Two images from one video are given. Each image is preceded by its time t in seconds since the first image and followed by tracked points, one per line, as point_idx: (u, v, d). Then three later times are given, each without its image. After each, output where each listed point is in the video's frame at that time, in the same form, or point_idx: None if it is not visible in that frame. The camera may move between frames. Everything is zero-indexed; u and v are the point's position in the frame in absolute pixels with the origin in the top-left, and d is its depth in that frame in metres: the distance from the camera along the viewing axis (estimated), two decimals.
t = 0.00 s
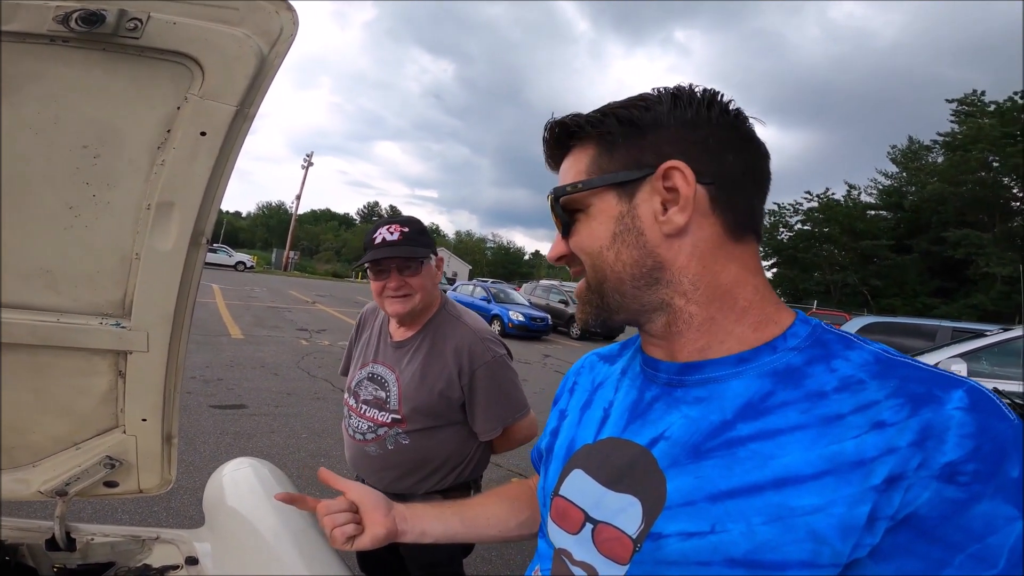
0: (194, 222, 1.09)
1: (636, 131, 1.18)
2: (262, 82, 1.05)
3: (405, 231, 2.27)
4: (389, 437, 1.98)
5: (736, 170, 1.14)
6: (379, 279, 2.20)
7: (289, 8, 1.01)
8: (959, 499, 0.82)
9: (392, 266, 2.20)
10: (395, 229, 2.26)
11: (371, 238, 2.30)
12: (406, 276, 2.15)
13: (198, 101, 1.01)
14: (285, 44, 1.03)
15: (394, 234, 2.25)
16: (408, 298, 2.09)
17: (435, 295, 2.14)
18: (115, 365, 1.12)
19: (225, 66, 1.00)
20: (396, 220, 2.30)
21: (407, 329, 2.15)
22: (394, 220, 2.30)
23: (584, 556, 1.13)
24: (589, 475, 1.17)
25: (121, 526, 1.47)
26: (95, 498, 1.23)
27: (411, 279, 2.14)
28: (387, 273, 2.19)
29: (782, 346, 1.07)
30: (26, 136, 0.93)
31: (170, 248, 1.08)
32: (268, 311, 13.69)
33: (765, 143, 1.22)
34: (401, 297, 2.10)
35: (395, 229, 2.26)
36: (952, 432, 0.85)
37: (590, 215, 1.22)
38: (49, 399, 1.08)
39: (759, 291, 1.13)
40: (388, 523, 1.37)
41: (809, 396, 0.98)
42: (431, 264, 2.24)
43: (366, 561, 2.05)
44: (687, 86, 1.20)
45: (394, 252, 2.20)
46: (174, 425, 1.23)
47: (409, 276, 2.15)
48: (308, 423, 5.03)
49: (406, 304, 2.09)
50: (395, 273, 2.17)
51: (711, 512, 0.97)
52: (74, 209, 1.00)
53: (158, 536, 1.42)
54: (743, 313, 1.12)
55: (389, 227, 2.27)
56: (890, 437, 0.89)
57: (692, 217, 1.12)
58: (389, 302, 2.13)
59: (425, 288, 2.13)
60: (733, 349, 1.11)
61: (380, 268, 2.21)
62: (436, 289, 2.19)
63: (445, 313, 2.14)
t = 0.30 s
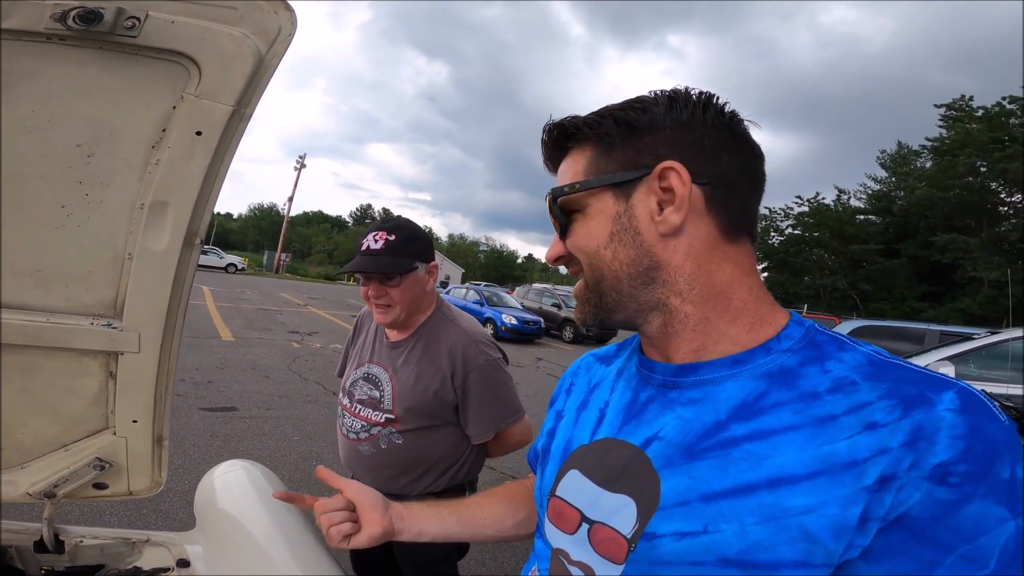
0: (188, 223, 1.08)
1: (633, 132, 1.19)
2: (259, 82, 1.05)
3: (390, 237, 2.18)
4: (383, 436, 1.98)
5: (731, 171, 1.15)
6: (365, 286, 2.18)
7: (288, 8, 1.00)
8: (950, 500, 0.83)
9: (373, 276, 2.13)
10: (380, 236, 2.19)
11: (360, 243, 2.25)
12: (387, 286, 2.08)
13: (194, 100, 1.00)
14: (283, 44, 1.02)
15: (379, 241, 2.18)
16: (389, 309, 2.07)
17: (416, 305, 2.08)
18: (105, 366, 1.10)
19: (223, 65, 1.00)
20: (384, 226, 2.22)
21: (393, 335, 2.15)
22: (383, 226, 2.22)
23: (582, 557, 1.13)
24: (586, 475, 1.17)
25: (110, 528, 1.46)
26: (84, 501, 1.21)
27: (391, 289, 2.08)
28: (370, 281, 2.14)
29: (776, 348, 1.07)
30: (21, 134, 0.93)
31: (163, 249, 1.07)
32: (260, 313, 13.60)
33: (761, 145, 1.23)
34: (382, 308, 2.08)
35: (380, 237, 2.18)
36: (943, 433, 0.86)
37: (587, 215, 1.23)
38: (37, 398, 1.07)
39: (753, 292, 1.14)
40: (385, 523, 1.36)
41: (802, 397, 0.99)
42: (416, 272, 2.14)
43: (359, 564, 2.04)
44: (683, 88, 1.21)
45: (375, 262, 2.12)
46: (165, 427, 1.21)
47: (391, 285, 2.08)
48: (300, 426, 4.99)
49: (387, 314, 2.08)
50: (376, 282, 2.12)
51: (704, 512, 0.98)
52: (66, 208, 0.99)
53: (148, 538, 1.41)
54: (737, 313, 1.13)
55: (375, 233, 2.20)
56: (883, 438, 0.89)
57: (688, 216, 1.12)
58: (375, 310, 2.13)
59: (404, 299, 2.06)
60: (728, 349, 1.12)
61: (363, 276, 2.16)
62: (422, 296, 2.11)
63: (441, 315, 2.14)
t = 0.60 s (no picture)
0: (180, 219, 1.06)
1: (641, 129, 1.18)
2: (255, 77, 1.03)
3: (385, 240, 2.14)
4: (381, 437, 1.96)
5: (739, 170, 1.15)
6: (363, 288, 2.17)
7: (286, 3, 1.00)
8: (955, 500, 0.83)
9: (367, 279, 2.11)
10: (375, 239, 2.17)
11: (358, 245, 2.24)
12: (381, 289, 2.06)
13: (189, 94, 0.99)
14: (281, 39, 1.02)
15: (373, 244, 2.15)
16: (383, 312, 2.06)
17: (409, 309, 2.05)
18: (95, 364, 1.09)
19: (219, 59, 0.98)
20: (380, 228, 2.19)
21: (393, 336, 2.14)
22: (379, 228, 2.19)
23: (581, 556, 1.12)
24: (586, 473, 1.16)
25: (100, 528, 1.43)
26: (72, 501, 1.19)
27: (385, 292, 2.06)
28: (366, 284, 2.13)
29: (779, 347, 1.07)
30: (9, 128, 0.90)
31: (156, 244, 1.05)
32: (251, 310, 13.50)
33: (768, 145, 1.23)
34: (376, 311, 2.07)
35: (374, 239, 2.15)
36: (948, 433, 0.86)
37: (593, 212, 1.22)
38: (25, 396, 1.04)
39: (758, 292, 1.14)
40: (382, 523, 1.35)
41: (806, 395, 0.99)
42: (411, 274, 2.10)
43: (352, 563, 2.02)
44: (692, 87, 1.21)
45: (369, 265, 2.10)
46: (155, 425, 1.20)
47: (385, 289, 2.06)
48: (291, 424, 4.96)
49: (382, 316, 2.07)
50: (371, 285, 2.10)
51: (707, 511, 0.98)
52: (56, 203, 0.96)
53: (139, 538, 1.39)
54: (742, 313, 1.13)
55: (370, 235, 2.18)
56: (887, 437, 0.89)
57: (697, 216, 1.12)
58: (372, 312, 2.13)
59: (397, 303, 2.04)
60: (732, 348, 1.12)
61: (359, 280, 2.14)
62: (417, 299, 2.07)
63: (442, 316, 2.12)
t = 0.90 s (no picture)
0: (176, 221, 1.06)
1: (661, 124, 1.17)
2: (250, 76, 1.04)
3: (383, 243, 2.15)
4: (388, 436, 1.97)
5: (754, 167, 1.18)
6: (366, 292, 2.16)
7: (280, 2, 1.00)
8: (959, 498, 0.83)
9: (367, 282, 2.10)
10: (374, 242, 2.17)
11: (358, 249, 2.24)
12: (381, 291, 2.05)
13: (184, 95, 0.99)
14: (276, 38, 1.02)
15: (372, 247, 2.16)
16: (388, 313, 2.07)
17: (411, 308, 2.05)
18: (94, 365, 1.09)
19: (214, 59, 0.99)
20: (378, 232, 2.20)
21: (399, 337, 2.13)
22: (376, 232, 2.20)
23: (581, 554, 1.13)
24: (586, 471, 1.17)
25: (102, 528, 1.44)
26: (73, 501, 1.19)
27: (386, 294, 2.05)
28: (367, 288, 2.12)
29: (782, 347, 1.08)
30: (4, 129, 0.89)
31: (153, 245, 1.06)
32: (251, 310, 13.51)
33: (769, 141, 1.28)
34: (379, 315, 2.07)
35: (373, 242, 2.16)
36: (951, 431, 0.86)
37: (616, 212, 1.17)
38: (22, 397, 1.04)
39: (763, 293, 1.17)
40: (380, 509, 1.36)
41: (809, 394, 0.99)
42: (410, 274, 2.09)
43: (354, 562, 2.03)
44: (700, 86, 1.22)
45: (369, 268, 2.10)
46: (154, 427, 1.20)
47: (385, 291, 2.05)
48: (291, 424, 4.97)
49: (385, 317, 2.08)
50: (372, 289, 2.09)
51: (711, 509, 0.98)
52: (52, 204, 0.95)
53: (140, 538, 1.39)
54: (750, 313, 1.14)
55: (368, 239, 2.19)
56: (891, 436, 0.90)
57: (727, 215, 1.12)
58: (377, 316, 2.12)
59: (399, 304, 2.04)
60: (739, 349, 1.13)
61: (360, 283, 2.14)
62: (420, 299, 2.07)
63: (446, 315, 2.12)
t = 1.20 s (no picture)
0: (172, 233, 1.07)
1: (651, 129, 1.17)
2: (237, 88, 1.04)
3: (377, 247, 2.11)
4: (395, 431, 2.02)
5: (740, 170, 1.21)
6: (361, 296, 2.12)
7: (263, 12, 1.01)
8: (943, 501, 0.84)
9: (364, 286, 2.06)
10: (368, 247, 2.13)
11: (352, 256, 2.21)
12: (378, 294, 2.03)
13: (171, 108, 0.99)
14: (260, 49, 1.02)
15: (366, 253, 2.12)
16: (384, 315, 2.07)
17: (410, 305, 2.06)
18: (98, 378, 1.10)
19: (199, 71, 0.99)
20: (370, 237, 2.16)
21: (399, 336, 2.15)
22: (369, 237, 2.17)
23: (574, 560, 1.13)
24: (579, 478, 1.17)
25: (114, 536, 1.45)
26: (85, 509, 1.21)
27: (383, 296, 2.03)
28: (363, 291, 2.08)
29: (769, 352, 1.08)
30: None
31: (149, 259, 1.06)
32: (256, 314, 13.56)
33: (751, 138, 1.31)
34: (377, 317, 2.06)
35: (367, 248, 2.12)
36: (935, 435, 0.87)
37: (614, 224, 1.14)
38: (27, 411, 1.04)
39: (752, 296, 1.18)
40: (398, 467, 1.33)
41: (796, 400, 0.99)
42: (406, 276, 2.06)
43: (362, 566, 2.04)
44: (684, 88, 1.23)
45: (364, 273, 2.07)
46: (161, 436, 1.21)
47: (382, 294, 2.03)
48: (299, 428, 4.99)
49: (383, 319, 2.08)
50: (369, 292, 2.06)
51: (700, 516, 0.98)
52: (46, 220, 0.95)
53: (151, 545, 1.39)
54: (739, 319, 1.15)
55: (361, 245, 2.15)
56: (876, 441, 0.90)
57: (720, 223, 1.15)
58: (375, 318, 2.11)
59: (397, 305, 2.04)
60: (731, 354, 1.12)
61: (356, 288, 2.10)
62: (415, 300, 2.07)
63: (439, 308, 2.13)
